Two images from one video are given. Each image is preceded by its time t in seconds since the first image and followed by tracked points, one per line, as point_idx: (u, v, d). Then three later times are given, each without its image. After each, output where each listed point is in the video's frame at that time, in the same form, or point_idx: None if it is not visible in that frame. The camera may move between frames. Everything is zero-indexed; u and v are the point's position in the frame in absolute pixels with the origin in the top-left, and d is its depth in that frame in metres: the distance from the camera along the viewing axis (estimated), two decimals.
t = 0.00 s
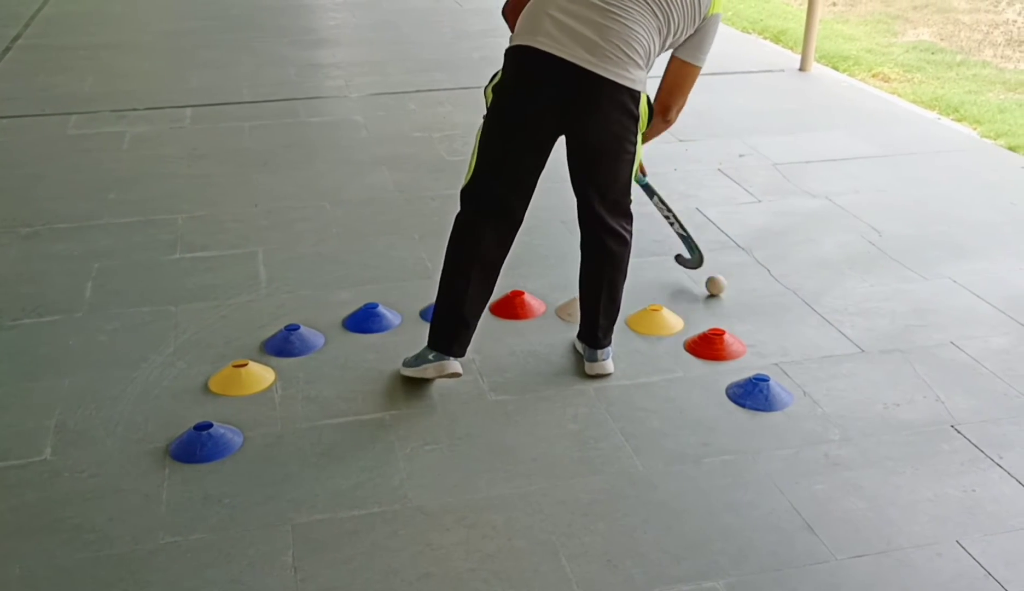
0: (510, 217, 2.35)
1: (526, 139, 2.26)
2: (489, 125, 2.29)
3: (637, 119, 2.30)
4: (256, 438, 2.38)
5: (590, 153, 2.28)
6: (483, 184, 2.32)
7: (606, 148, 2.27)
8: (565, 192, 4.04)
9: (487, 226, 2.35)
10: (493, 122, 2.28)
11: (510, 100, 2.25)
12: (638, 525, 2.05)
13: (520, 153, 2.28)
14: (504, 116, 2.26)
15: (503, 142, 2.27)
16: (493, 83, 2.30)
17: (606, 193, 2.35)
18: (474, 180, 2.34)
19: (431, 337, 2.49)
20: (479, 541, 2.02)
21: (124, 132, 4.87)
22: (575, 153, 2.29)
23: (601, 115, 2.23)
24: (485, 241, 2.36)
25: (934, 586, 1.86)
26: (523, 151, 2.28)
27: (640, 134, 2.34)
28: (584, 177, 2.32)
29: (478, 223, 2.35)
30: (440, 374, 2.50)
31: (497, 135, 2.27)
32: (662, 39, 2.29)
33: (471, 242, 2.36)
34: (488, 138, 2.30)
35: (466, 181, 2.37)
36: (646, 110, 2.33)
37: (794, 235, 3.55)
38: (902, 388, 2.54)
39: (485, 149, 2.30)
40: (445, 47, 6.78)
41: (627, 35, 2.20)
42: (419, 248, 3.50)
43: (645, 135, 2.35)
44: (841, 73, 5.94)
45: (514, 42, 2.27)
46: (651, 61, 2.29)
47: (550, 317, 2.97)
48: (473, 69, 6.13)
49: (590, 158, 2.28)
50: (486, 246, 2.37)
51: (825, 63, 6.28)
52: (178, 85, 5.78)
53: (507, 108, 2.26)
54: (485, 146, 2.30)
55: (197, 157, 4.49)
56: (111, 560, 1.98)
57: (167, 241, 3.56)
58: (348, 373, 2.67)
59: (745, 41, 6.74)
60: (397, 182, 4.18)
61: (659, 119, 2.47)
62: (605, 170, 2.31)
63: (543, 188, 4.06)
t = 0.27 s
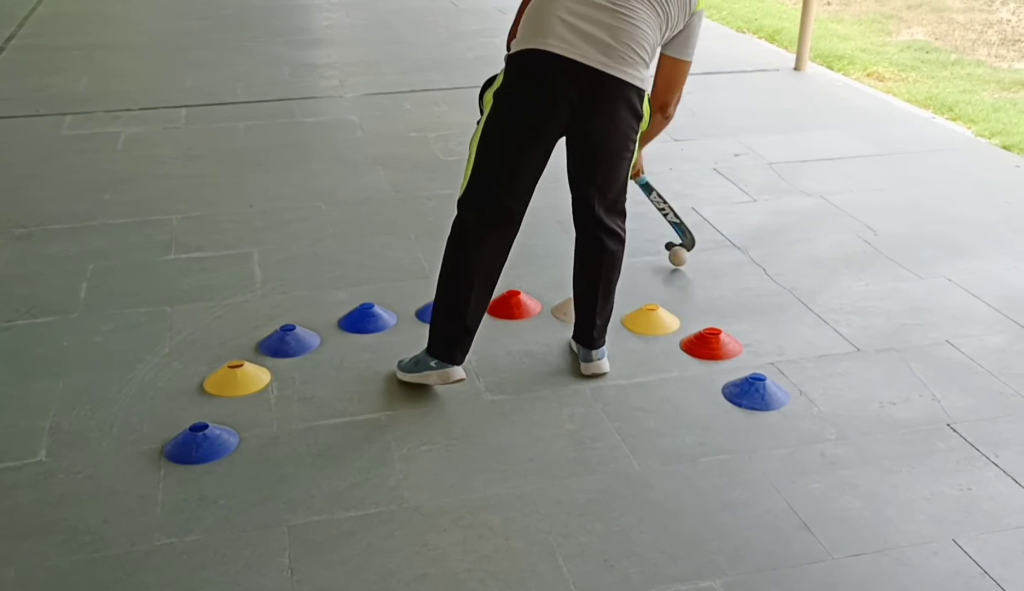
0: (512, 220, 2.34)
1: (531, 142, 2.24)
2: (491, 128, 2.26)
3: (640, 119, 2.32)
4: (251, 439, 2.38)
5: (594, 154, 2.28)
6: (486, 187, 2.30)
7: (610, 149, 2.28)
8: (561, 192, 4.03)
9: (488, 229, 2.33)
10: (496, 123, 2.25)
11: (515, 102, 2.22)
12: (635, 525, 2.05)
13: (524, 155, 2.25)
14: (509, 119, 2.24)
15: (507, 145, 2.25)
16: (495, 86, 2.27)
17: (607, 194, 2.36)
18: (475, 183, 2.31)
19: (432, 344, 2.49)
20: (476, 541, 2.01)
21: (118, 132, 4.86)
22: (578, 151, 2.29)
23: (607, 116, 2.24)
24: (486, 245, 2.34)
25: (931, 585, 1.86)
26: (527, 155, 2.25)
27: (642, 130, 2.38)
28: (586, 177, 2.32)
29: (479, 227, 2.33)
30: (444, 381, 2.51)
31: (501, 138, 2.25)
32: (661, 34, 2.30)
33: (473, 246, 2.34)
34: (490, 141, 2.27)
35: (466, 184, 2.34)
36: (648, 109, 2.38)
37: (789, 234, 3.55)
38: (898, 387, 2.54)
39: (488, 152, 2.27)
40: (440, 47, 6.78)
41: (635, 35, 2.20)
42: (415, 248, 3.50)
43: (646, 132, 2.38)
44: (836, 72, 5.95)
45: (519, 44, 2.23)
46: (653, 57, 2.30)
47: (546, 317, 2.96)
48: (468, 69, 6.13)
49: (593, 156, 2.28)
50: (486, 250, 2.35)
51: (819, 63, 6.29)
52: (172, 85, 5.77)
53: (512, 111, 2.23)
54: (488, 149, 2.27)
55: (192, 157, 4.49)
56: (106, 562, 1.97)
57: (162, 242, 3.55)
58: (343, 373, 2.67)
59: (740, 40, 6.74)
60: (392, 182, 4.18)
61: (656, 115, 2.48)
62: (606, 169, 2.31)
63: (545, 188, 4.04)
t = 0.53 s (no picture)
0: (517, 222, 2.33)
1: (538, 145, 2.23)
2: (498, 131, 2.24)
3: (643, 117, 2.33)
4: (247, 440, 2.37)
5: (599, 154, 2.29)
6: (492, 190, 2.28)
7: (615, 149, 2.29)
8: (558, 192, 4.03)
9: (493, 232, 2.33)
10: (501, 123, 2.24)
11: (523, 105, 2.20)
12: (631, 525, 2.05)
13: (530, 154, 2.24)
14: (516, 122, 2.22)
15: (514, 149, 2.23)
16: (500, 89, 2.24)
17: (610, 193, 2.37)
18: (481, 186, 2.29)
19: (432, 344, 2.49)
20: (472, 542, 2.01)
21: (112, 133, 4.85)
22: (581, 149, 2.29)
23: (614, 117, 2.24)
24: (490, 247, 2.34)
25: (927, 585, 1.86)
26: (534, 158, 2.24)
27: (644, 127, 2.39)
28: (591, 177, 2.33)
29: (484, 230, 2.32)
30: (443, 382, 2.52)
31: (508, 141, 2.23)
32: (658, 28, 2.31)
33: (477, 248, 2.34)
34: (496, 144, 2.25)
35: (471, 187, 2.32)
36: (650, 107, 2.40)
37: (785, 233, 3.55)
38: (894, 386, 2.54)
39: (494, 156, 2.25)
40: (435, 47, 6.77)
41: (640, 32, 2.20)
42: (410, 248, 3.49)
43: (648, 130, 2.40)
44: (830, 72, 5.95)
45: (525, 47, 2.20)
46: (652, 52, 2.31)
47: (541, 318, 2.96)
48: (463, 69, 6.12)
49: (597, 154, 2.29)
50: (490, 253, 2.34)
51: (814, 62, 6.29)
52: (166, 85, 5.75)
53: (520, 114, 2.21)
54: (494, 153, 2.25)
55: (186, 158, 4.48)
56: (101, 564, 1.96)
57: (156, 243, 3.54)
58: (339, 374, 2.66)
59: (735, 40, 6.75)
60: (387, 182, 4.17)
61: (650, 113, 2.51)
62: (609, 168, 2.32)
63: (545, 188, 4.04)
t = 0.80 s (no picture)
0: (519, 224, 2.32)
1: (543, 147, 2.22)
2: (503, 133, 2.23)
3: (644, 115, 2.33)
4: (243, 441, 2.36)
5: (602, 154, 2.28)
6: (496, 192, 2.27)
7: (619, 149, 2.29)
8: (555, 193, 4.03)
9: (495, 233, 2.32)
10: (505, 124, 2.22)
11: (529, 107, 2.19)
12: (628, 527, 2.05)
13: (535, 156, 2.23)
14: (521, 124, 2.20)
15: (519, 151, 2.22)
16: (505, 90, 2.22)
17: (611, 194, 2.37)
18: (485, 188, 2.28)
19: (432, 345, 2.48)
20: (469, 544, 2.01)
21: (108, 132, 4.83)
22: (585, 150, 2.28)
23: (619, 117, 2.24)
24: (492, 249, 2.33)
25: (925, 587, 1.86)
26: (538, 159, 2.24)
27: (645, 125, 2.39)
28: (593, 177, 2.32)
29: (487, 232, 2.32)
30: (444, 383, 2.51)
31: (513, 143, 2.22)
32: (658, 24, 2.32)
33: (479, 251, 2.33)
34: (501, 146, 2.23)
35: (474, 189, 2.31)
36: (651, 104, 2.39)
37: (782, 234, 3.55)
38: (890, 388, 2.54)
39: (499, 158, 2.24)
40: (432, 47, 6.76)
41: (644, 30, 2.20)
42: (407, 249, 3.49)
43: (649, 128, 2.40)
44: (827, 73, 5.95)
45: (529, 50, 2.18)
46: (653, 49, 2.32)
47: (538, 318, 2.96)
48: (460, 69, 6.12)
49: (599, 153, 2.28)
50: (492, 254, 2.34)
51: (810, 63, 6.29)
52: (162, 85, 5.74)
53: (525, 116, 2.20)
54: (499, 155, 2.24)
55: (182, 157, 4.47)
56: (96, 566, 1.96)
57: (152, 242, 3.54)
58: (335, 375, 2.66)
59: (732, 40, 6.75)
60: (383, 182, 4.17)
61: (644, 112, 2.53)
62: (610, 166, 2.31)
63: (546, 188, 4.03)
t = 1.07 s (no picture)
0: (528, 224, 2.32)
1: (552, 147, 2.21)
2: (511, 135, 2.22)
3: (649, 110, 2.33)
4: (245, 439, 2.36)
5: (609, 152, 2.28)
6: (505, 194, 2.27)
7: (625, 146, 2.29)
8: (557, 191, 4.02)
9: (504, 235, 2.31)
10: (513, 126, 2.21)
11: (537, 108, 2.18)
12: (631, 526, 2.05)
13: (544, 157, 2.22)
14: (530, 125, 2.19)
15: (527, 152, 2.21)
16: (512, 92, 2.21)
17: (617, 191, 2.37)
18: (494, 190, 2.27)
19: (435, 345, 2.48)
20: (471, 542, 2.00)
21: (109, 130, 4.83)
22: (592, 148, 2.28)
23: (626, 115, 2.24)
24: (501, 251, 2.32)
25: (928, 587, 1.86)
26: (547, 160, 2.23)
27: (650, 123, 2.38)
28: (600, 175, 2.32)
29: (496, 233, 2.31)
30: (448, 384, 2.53)
31: (522, 145, 2.21)
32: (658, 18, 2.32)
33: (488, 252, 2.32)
34: (509, 148, 2.22)
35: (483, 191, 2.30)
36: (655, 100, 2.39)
37: (785, 233, 3.55)
38: (893, 387, 2.54)
39: (507, 159, 2.23)
40: (433, 45, 6.76)
41: (648, 25, 2.20)
42: (408, 247, 3.48)
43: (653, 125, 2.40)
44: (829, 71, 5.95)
45: (535, 50, 2.17)
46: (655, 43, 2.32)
47: (540, 317, 2.96)
48: (461, 67, 6.11)
49: (605, 151, 2.28)
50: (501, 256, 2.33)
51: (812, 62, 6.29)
52: (163, 82, 5.74)
53: (534, 117, 2.19)
54: (507, 157, 2.23)
55: (184, 155, 4.46)
56: (98, 564, 1.95)
57: (153, 240, 3.53)
58: (337, 373, 2.66)
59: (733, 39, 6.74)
60: (385, 180, 4.16)
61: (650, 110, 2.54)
62: (617, 164, 2.31)
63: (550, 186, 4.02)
